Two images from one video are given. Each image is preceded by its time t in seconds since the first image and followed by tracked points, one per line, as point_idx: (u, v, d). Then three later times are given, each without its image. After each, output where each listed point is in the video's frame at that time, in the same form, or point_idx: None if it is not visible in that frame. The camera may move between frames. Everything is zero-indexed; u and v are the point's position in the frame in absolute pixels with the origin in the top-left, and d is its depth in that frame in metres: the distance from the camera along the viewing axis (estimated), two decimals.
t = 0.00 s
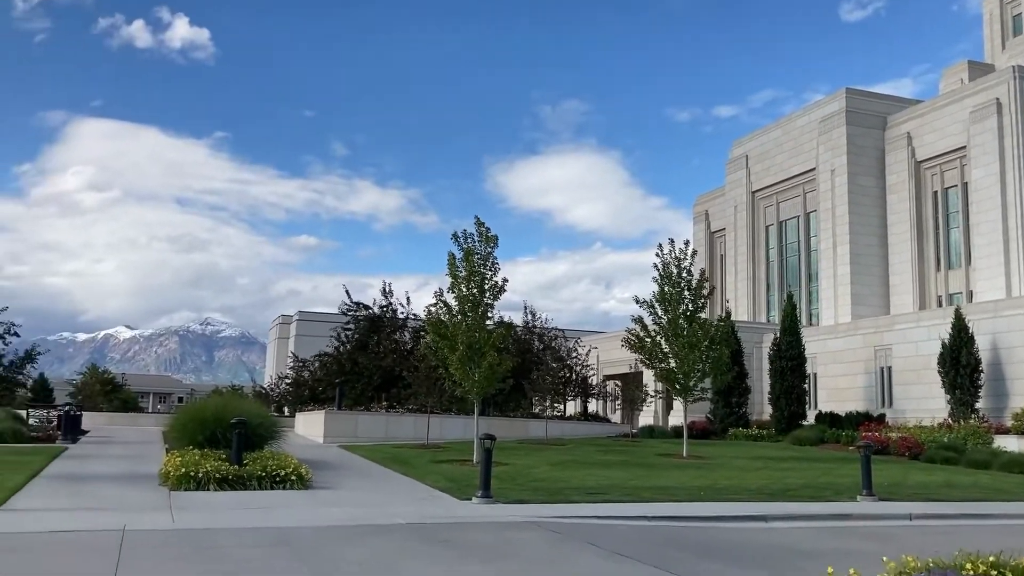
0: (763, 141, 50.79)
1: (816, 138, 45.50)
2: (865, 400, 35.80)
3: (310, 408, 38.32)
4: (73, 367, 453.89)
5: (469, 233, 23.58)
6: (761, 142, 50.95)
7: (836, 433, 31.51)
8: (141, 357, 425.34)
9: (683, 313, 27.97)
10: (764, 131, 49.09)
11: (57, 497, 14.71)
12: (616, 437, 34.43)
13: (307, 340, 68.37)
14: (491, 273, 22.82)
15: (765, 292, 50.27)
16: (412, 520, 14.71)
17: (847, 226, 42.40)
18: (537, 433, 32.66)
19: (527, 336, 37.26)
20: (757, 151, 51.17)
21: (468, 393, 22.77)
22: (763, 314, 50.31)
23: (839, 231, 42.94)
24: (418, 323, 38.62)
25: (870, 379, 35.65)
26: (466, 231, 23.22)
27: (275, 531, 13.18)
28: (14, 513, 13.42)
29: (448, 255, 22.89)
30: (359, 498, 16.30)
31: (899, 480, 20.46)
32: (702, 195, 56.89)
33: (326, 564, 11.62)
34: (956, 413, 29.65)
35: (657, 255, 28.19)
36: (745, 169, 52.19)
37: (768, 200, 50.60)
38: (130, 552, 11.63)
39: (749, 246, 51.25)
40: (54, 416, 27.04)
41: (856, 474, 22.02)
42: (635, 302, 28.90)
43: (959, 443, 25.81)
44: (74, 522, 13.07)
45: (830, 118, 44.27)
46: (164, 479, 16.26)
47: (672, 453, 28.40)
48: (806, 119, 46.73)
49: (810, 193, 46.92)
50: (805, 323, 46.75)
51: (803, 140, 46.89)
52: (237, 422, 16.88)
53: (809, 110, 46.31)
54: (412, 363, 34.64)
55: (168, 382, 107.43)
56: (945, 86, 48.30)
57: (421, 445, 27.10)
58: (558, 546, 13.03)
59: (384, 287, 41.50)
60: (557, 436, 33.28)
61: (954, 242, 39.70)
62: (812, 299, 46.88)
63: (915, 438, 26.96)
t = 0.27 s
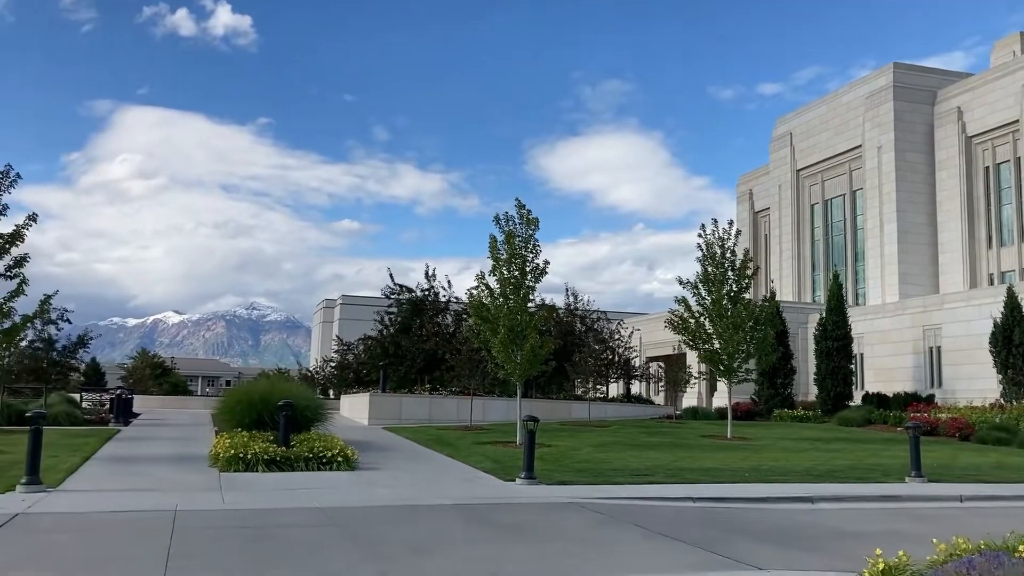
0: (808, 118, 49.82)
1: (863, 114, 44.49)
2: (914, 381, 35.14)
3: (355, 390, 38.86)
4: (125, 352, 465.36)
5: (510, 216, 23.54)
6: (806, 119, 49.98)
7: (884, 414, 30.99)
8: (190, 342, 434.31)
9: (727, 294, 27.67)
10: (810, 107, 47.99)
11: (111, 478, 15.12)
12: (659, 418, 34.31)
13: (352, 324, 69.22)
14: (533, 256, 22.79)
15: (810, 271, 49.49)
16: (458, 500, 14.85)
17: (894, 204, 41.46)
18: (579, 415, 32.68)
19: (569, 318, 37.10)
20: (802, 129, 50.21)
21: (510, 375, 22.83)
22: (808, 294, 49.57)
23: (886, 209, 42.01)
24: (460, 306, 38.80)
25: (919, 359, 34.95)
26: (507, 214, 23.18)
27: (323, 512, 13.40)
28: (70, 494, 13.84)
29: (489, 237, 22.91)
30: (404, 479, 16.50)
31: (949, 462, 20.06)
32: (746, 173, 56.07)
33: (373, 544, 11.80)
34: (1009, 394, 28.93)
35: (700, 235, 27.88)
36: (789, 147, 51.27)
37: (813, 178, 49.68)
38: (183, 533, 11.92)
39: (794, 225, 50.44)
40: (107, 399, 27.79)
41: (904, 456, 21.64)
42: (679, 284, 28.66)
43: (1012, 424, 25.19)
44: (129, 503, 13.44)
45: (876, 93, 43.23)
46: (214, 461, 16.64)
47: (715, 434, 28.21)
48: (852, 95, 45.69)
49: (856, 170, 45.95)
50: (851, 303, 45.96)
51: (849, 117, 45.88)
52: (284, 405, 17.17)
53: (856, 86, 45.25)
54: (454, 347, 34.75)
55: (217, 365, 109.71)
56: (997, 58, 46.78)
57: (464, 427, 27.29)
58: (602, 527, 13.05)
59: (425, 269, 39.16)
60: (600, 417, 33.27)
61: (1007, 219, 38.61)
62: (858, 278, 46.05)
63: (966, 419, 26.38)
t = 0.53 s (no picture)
0: (850, 98, 48.83)
1: (906, 94, 43.48)
2: (960, 364, 34.44)
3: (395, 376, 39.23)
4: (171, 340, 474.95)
5: (548, 201, 23.48)
6: (848, 99, 48.98)
7: (929, 397, 30.44)
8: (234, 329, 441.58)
9: (768, 278, 27.33)
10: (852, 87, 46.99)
11: (159, 464, 15.48)
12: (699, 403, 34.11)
13: (392, 311, 69.78)
14: (571, 241, 22.73)
15: (853, 254, 48.65)
16: (498, 485, 14.94)
17: (940, 185, 40.52)
18: (619, 400, 32.61)
19: (608, 304, 36.98)
20: (844, 109, 49.23)
21: (550, 361, 22.84)
22: (851, 277, 48.77)
23: (931, 190, 41.08)
24: (498, 292, 38.84)
25: (965, 342, 34.22)
26: (545, 200, 23.12)
27: (364, 497, 13.58)
28: (120, 480, 14.21)
29: (527, 223, 22.90)
30: (444, 464, 16.64)
31: (996, 447, 19.64)
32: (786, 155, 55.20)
33: (415, 529, 11.93)
34: None
35: (740, 218, 27.56)
36: (831, 128, 50.32)
37: (855, 159, 48.73)
38: (229, 517, 12.18)
39: (836, 207, 49.59)
40: (154, 386, 28.42)
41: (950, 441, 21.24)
42: (719, 268, 28.38)
43: None
44: (177, 488, 13.75)
45: (920, 72, 42.19)
46: (258, 446, 16.94)
47: (756, 419, 27.97)
48: (895, 74, 44.66)
49: (900, 151, 44.97)
50: (895, 286, 45.13)
51: (893, 97, 44.87)
52: (325, 391, 17.40)
53: (899, 64, 44.21)
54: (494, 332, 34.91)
55: (260, 352, 111.51)
56: None
57: (504, 413, 27.42)
58: (642, 512, 13.03)
59: (465, 258, 38.86)
60: (639, 403, 33.17)
61: None
62: (902, 261, 45.18)
63: (1014, 403, 25.77)
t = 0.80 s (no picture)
0: (890, 82, 47.84)
1: (949, 77, 42.48)
2: (1005, 353, 33.69)
3: (432, 367, 39.44)
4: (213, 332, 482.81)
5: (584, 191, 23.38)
6: (888, 84, 48.00)
7: (972, 386, 29.83)
8: (274, 322, 447.44)
9: (807, 266, 26.93)
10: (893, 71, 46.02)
11: (201, 454, 15.75)
12: (737, 393, 33.82)
13: (427, 303, 70.16)
14: (608, 230, 22.61)
15: (894, 240, 47.77)
16: (535, 475, 14.96)
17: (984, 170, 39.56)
18: (656, 389, 32.43)
19: (645, 293, 36.78)
20: (884, 94, 48.25)
21: (586, 351, 22.77)
22: (892, 264, 47.89)
23: (975, 175, 40.14)
24: (534, 282, 38.77)
25: (1010, 330, 33.45)
26: (581, 189, 23.01)
27: (403, 486, 13.69)
28: (164, 469, 14.49)
29: (563, 213, 22.83)
30: (481, 454, 16.69)
31: None
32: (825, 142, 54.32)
33: (453, 518, 12.00)
34: None
35: (779, 206, 27.20)
36: (870, 113, 49.36)
37: (896, 144, 47.77)
38: (270, 506, 12.36)
39: (876, 193, 48.69)
40: (197, 377, 28.91)
41: (995, 430, 20.79)
42: (758, 257, 28.06)
43: None
44: (219, 478, 13.99)
45: (963, 55, 41.18)
46: (298, 436, 17.15)
47: (796, 409, 27.64)
48: (937, 57, 43.63)
49: (942, 135, 43.99)
50: (938, 273, 44.24)
51: (935, 80, 43.86)
52: (364, 381, 17.55)
53: (941, 47, 43.18)
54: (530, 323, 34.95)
55: (300, 344, 112.90)
56: None
57: (541, 402, 27.43)
58: (681, 502, 12.95)
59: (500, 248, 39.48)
60: (677, 392, 32.96)
61: None
62: (945, 247, 44.25)
63: None
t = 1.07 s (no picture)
0: (934, 68, 46.77)
1: (995, 62, 41.41)
2: None
3: (470, 360, 39.58)
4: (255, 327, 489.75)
5: (621, 182, 23.24)
6: (931, 70, 46.93)
7: (1021, 377, 29.13)
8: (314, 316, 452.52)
9: (849, 257, 26.46)
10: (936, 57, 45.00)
11: (244, 447, 16.00)
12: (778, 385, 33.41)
13: (464, 296, 70.42)
14: (645, 222, 22.46)
15: (938, 229, 46.76)
16: (573, 468, 14.95)
17: None
18: (695, 382, 32.16)
19: (684, 285, 36.52)
20: (927, 80, 47.20)
21: (624, 344, 22.64)
22: (936, 254, 46.90)
23: (1022, 162, 39.10)
24: (571, 274, 38.73)
25: None
26: (618, 181, 22.87)
27: (441, 479, 13.77)
28: (209, 462, 14.75)
29: (601, 205, 22.72)
30: (520, 447, 16.71)
31: None
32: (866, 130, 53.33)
33: (491, 510, 12.05)
34: None
35: (819, 196, 26.78)
36: (913, 100, 48.32)
37: (939, 132, 46.71)
38: (312, 498, 12.52)
39: (919, 182, 47.69)
40: (238, 371, 29.34)
41: None
42: (798, 247, 27.66)
43: None
44: (262, 470, 14.20)
45: (1009, 39, 40.11)
46: (339, 429, 17.32)
47: (837, 401, 27.23)
48: (982, 41, 42.56)
49: (988, 122, 42.92)
50: (984, 263, 43.24)
51: (980, 65, 42.79)
52: (403, 374, 17.66)
53: (986, 31, 42.10)
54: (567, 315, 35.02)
55: (339, 338, 114.13)
56: None
57: (578, 395, 27.37)
58: (721, 495, 12.85)
59: (536, 241, 40.04)
60: (716, 385, 32.65)
61: None
62: (992, 236, 43.21)
63: None
